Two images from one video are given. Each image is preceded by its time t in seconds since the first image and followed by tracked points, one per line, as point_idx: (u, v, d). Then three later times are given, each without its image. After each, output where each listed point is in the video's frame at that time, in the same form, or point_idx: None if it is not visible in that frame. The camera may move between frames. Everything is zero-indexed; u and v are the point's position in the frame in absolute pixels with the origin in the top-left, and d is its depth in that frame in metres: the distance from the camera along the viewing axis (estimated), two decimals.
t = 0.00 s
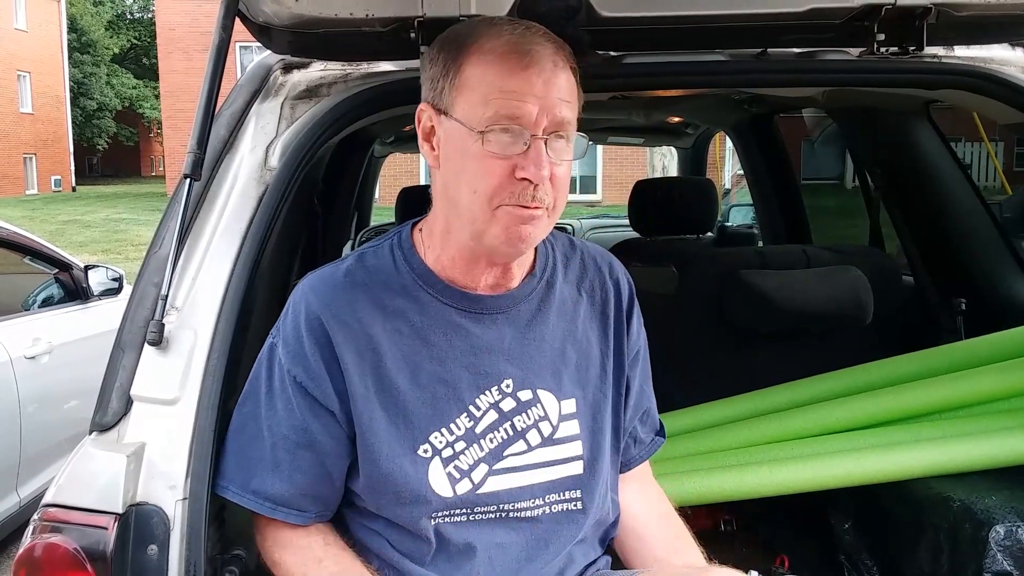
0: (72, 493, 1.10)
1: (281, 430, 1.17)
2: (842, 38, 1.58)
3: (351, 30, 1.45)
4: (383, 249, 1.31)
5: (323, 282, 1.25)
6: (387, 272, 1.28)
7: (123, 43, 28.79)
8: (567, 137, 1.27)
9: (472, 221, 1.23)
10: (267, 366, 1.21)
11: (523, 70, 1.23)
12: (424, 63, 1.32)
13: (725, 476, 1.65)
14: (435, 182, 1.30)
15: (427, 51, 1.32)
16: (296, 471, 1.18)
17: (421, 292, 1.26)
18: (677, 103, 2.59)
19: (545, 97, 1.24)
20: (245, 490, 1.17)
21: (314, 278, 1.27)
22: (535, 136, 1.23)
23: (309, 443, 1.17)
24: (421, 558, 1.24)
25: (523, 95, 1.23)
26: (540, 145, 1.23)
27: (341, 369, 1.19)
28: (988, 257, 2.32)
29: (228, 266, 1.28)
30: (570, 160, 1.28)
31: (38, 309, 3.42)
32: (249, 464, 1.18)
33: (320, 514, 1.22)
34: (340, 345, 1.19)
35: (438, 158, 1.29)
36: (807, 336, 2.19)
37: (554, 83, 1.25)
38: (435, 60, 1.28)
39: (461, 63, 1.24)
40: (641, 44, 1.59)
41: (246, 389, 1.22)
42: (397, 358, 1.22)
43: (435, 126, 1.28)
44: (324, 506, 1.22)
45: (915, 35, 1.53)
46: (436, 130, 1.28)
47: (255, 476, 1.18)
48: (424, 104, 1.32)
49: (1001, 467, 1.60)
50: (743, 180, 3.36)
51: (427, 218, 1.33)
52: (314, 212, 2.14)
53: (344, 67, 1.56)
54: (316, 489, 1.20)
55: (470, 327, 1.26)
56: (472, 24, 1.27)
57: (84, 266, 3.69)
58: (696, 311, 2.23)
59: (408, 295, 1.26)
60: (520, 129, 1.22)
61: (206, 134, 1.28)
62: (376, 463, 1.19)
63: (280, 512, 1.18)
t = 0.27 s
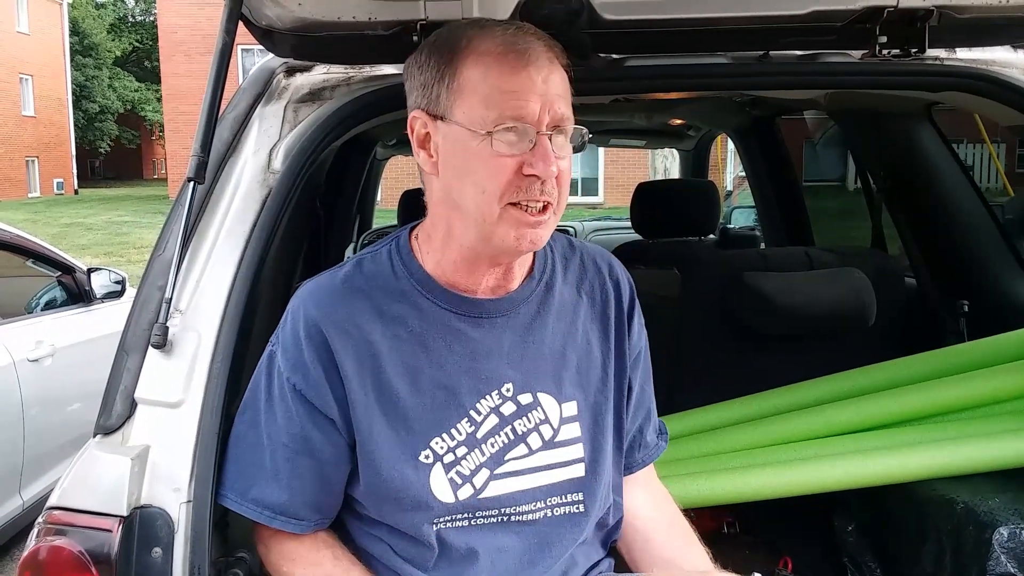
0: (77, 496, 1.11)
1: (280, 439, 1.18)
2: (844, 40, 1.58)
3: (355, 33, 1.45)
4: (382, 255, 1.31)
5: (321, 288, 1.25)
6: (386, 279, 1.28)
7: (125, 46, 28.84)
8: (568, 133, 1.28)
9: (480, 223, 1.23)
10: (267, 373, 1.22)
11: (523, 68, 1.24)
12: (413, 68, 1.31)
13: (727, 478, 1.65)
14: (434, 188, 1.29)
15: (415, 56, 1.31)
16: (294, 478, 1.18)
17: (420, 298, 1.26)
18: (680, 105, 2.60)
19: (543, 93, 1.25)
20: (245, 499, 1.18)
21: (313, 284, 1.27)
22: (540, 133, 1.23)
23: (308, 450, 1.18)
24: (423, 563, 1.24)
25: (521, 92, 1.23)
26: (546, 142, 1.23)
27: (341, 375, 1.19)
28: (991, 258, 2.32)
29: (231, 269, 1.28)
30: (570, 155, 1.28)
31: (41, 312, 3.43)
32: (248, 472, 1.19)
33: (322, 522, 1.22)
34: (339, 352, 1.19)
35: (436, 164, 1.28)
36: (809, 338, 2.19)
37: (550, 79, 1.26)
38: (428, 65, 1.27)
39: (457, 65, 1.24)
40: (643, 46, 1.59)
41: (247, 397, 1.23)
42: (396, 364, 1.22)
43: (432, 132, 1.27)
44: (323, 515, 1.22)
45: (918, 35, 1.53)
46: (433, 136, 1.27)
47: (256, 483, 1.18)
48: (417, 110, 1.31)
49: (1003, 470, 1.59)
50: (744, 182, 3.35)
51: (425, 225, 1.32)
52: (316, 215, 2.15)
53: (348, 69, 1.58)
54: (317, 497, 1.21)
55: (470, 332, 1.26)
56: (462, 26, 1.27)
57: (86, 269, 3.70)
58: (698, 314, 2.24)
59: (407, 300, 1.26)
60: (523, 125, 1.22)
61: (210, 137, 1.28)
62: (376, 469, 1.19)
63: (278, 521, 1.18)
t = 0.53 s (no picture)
0: (74, 495, 1.11)
1: (278, 437, 1.17)
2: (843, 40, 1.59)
3: (353, 33, 1.45)
4: (379, 253, 1.29)
5: (319, 287, 1.24)
6: (384, 277, 1.26)
7: (123, 45, 28.81)
8: (603, 175, 1.26)
9: (512, 260, 1.21)
10: (264, 371, 1.21)
11: (581, 114, 1.19)
12: (452, 78, 1.22)
13: (724, 478, 1.66)
14: (459, 206, 1.24)
15: (459, 67, 1.22)
16: (292, 477, 1.17)
17: (419, 297, 1.24)
18: (679, 105, 2.59)
19: (596, 140, 1.21)
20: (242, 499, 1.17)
21: (311, 283, 1.26)
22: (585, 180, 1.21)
23: (307, 448, 1.17)
24: (419, 563, 1.25)
25: (582, 134, 1.19)
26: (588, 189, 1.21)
27: (339, 375, 1.18)
28: (989, 259, 2.33)
29: (229, 267, 1.28)
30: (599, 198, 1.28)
31: (38, 311, 3.42)
32: (244, 470, 1.17)
33: (319, 520, 1.22)
34: (337, 351, 1.19)
35: (467, 185, 1.22)
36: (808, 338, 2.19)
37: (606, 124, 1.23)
38: (477, 83, 1.20)
39: (516, 94, 1.17)
40: (642, 46, 1.59)
41: (243, 394, 1.21)
42: (395, 363, 1.21)
43: (469, 152, 1.21)
44: (318, 514, 1.21)
45: (916, 37, 1.54)
46: (469, 157, 1.21)
47: (253, 481, 1.17)
48: (450, 120, 1.23)
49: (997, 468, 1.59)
50: (742, 182, 3.35)
51: (434, 236, 1.27)
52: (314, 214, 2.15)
53: (347, 69, 1.58)
54: (314, 494, 1.20)
55: (469, 332, 1.25)
56: (520, 50, 1.20)
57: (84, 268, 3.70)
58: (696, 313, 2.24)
59: (406, 300, 1.24)
60: (578, 170, 1.19)
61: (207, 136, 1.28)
62: (373, 467, 1.19)
63: (275, 519, 1.17)
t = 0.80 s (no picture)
0: (74, 494, 1.11)
1: (290, 428, 1.15)
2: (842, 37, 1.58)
3: (352, 31, 1.45)
4: (400, 248, 1.27)
5: (339, 280, 1.22)
6: (405, 274, 1.24)
7: (122, 44, 28.80)
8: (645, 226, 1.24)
9: (545, 299, 1.21)
10: (280, 364, 1.19)
11: (653, 188, 1.15)
12: (534, 115, 1.15)
13: (733, 473, 1.65)
14: (505, 235, 1.19)
15: (544, 107, 1.14)
16: (301, 469, 1.15)
17: (441, 296, 1.23)
18: (679, 103, 2.59)
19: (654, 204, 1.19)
20: (253, 491, 1.15)
21: (331, 275, 1.24)
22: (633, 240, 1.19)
23: (319, 442, 1.15)
24: (425, 559, 1.24)
25: (647, 204, 1.17)
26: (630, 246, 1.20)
27: (358, 374, 1.17)
28: (989, 255, 2.32)
29: (228, 266, 1.28)
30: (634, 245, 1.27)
31: (38, 310, 3.42)
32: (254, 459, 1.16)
33: (324, 512, 1.20)
34: (357, 349, 1.17)
35: (521, 222, 1.18)
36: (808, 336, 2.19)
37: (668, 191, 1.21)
38: (559, 133, 1.13)
39: (598, 156, 1.12)
40: (641, 43, 1.59)
41: (257, 383, 1.20)
42: (413, 362, 1.20)
43: (531, 194, 1.16)
44: (324, 506, 1.20)
45: (915, 33, 1.54)
46: (530, 198, 1.16)
47: (265, 472, 1.15)
48: (519, 157, 1.16)
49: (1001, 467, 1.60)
50: (742, 179, 3.36)
51: (467, 251, 1.22)
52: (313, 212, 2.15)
53: (345, 67, 1.58)
54: (325, 489, 1.18)
55: (488, 334, 1.24)
56: (615, 109, 1.13)
57: (84, 267, 3.70)
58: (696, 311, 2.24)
59: (427, 298, 1.22)
60: (632, 234, 1.18)
61: (206, 135, 1.28)
62: (386, 464, 1.18)
63: (281, 510, 1.15)
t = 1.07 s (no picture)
0: (69, 494, 1.11)
1: (299, 424, 1.13)
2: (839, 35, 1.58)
3: (348, 30, 1.45)
4: (412, 246, 1.26)
5: (352, 277, 1.21)
6: (417, 273, 1.23)
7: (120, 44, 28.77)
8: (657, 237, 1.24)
9: (556, 306, 1.20)
10: (289, 361, 1.18)
11: (670, 201, 1.15)
12: (555, 120, 1.14)
13: (738, 470, 1.65)
14: (519, 239, 1.19)
15: (566, 113, 1.13)
16: (309, 466, 1.14)
17: (452, 297, 1.22)
18: (676, 101, 2.59)
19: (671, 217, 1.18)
20: (260, 486, 1.13)
21: (342, 272, 1.23)
22: (646, 250, 1.19)
23: (327, 440, 1.14)
24: (429, 558, 1.24)
25: (664, 216, 1.16)
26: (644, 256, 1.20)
27: (368, 375, 1.16)
28: (987, 253, 2.32)
29: (225, 265, 1.28)
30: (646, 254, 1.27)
31: (36, 310, 3.41)
32: (263, 454, 1.14)
33: (329, 508, 1.19)
34: (367, 347, 1.16)
35: (536, 226, 1.17)
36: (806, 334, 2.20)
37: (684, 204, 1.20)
38: (579, 140, 1.12)
39: (617, 166, 1.11)
40: (638, 42, 1.59)
41: (266, 378, 1.18)
42: (423, 362, 1.19)
43: (548, 199, 1.15)
44: (331, 502, 1.19)
45: (910, 31, 1.53)
46: (546, 203, 1.15)
47: (272, 468, 1.13)
48: (537, 162, 1.16)
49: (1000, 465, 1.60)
50: (740, 178, 3.35)
51: (482, 252, 1.22)
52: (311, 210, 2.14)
53: (341, 67, 1.58)
54: (331, 485, 1.17)
55: (498, 336, 1.23)
56: (637, 120, 1.12)
57: (82, 267, 3.70)
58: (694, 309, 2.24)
59: (438, 298, 1.21)
60: (647, 245, 1.18)
61: (202, 134, 1.27)
62: (392, 463, 1.18)
63: (288, 506, 1.14)
